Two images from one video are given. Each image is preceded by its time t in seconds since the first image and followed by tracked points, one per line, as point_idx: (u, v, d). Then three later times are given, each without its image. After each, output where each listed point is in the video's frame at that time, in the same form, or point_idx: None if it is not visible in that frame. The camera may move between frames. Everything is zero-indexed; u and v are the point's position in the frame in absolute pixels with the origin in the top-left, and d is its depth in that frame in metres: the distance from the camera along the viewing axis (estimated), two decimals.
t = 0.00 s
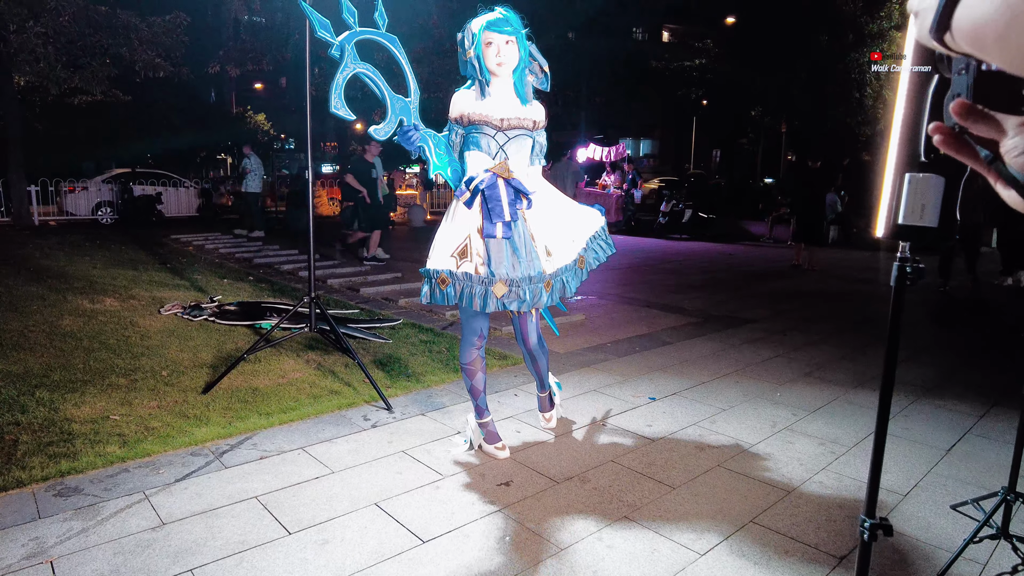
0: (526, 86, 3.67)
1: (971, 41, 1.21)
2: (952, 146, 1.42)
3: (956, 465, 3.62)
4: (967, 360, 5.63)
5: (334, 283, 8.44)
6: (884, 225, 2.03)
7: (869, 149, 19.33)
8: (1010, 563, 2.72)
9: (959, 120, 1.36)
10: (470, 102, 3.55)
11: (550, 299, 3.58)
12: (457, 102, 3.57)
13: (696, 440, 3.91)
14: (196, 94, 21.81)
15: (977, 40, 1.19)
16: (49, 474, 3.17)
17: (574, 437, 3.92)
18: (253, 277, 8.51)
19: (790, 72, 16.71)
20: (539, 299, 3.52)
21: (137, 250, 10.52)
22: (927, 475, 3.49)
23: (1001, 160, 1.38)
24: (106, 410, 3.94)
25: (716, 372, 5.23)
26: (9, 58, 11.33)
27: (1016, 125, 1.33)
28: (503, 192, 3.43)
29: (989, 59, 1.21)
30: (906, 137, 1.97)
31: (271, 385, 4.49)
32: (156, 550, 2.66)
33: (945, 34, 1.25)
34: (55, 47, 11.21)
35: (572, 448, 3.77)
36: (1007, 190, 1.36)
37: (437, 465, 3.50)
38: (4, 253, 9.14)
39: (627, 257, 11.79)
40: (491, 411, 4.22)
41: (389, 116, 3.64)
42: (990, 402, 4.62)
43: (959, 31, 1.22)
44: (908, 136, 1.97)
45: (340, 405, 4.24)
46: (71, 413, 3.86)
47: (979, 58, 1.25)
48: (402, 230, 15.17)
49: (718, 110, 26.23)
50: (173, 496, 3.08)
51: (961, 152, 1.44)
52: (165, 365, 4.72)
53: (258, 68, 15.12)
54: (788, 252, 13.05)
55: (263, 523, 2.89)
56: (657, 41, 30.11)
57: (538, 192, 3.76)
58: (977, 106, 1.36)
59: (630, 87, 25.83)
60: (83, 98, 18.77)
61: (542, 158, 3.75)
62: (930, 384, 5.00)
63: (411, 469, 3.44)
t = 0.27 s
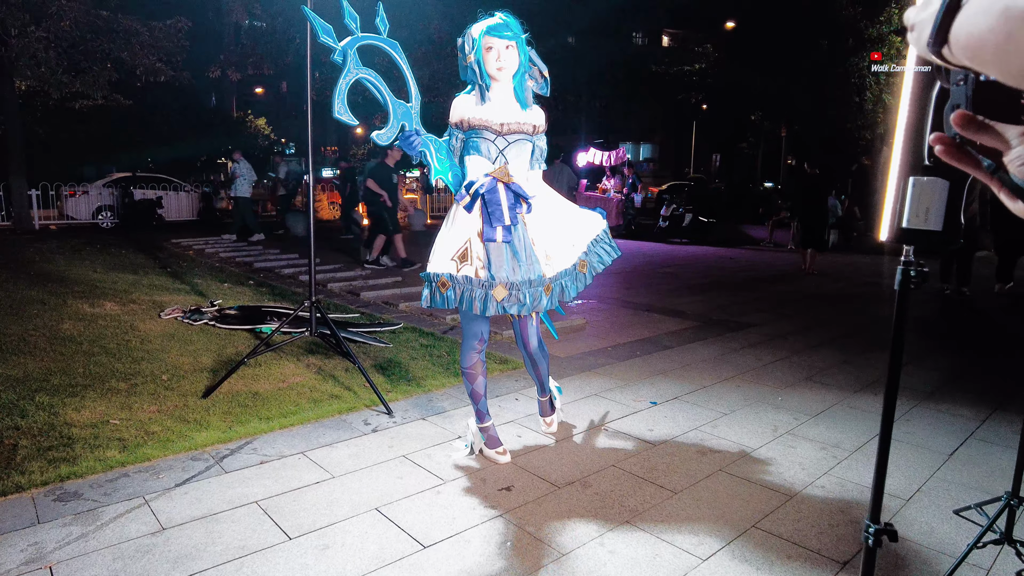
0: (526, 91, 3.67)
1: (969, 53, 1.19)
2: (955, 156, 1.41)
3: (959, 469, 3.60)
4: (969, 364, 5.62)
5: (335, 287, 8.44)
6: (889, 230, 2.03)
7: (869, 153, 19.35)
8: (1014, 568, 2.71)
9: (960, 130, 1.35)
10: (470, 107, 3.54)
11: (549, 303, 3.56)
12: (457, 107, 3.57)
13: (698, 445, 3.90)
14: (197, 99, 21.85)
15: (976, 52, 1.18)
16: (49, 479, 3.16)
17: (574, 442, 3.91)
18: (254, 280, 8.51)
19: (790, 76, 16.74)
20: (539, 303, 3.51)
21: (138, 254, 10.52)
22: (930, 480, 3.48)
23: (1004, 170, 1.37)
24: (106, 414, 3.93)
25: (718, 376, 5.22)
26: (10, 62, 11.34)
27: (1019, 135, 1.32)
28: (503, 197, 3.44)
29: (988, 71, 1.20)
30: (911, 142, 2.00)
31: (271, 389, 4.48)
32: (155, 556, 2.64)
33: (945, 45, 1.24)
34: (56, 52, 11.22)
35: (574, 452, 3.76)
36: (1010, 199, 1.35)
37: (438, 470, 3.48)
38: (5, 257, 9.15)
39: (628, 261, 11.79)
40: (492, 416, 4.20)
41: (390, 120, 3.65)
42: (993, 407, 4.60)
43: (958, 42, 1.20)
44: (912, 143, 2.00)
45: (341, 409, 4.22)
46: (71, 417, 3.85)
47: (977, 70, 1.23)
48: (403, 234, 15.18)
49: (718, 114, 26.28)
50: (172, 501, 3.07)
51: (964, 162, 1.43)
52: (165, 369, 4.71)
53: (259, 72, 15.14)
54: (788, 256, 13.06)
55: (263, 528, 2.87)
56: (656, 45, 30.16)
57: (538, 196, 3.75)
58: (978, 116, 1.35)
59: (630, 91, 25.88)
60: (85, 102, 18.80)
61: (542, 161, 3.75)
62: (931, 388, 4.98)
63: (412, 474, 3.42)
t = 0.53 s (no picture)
0: (527, 96, 3.68)
1: (980, 61, 1.18)
2: (966, 162, 1.40)
3: (962, 474, 3.59)
4: (970, 367, 5.60)
5: (335, 290, 8.43)
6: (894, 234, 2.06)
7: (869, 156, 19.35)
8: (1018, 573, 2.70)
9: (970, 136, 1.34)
10: (471, 111, 3.55)
11: (551, 306, 3.56)
12: (458, 110, 3.57)
13: (699, 449, 3.88)
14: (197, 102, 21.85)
15: (987, 60, 1.17)
16: (49, 483, 3.15)
17: (575, 445, 3.90)
18: (253, 284, 8.49)
19: (790, 78, 16.77)
20: (540, 305, 3.50)
21: (138, 257, 10.50)
22: (932, 484, 3.48)
23: (1017, 175, 1.35)
24: (106, 418, 3.93)
25: (719, 380, 5.21)
26: (11, 65, 11.33)
27: None
28: (504, 199, 3.44)
29: (999, 77, 1.19)
30: (915, 149, 2.03)
31: (272, 393, 4.47)
32: (156, 560, 2.64)
33: (956, 53, 1.23)
34: (57, 55, 11.22)
35: (575, 456, 3.75)
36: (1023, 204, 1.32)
37: (439, 474, 3.48)
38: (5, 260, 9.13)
39: (628, 265, 11.78)
40: (493, 419, 4.19)
41: (391, 124, 3.65)
42: (994, 410, 4.59)
43: (968, 51, 1.20)
44: (917, 149, 2.03)
45: (341, 413, 4.22)
46: (71, 421, 3.84)
47: (990, 78, 1.23)
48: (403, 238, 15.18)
49: (718, 117, 26.29)
50: (173, 505, 3.06)
51: (975, 166, 1.40)
52: (165, 373, 4.70)
53: (259, 75, 15.15)
54: (787, 259, 13.05)
55: (264, 532, 2.87)
56: (657, 48, 30.20)
57: (538, 200, 3.75)
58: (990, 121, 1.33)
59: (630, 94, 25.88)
60: (85, 105, 18.80)
61: (542, 165, 3.74)
62: (933, 392, 4.97)
63: (413, 478, 3.42)
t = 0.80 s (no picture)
0: (528, 99, 3.69)
1: (986, 65, 1.19)
2: (971, 167, 1.39)
3: (963, 478, 3.59)
4: (971, 371, 5.60)
5: (336, 294, 8.43)
6: (895, 238, 2.06)
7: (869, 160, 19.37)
8: None
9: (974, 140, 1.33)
10: (472, 114, 3.56)
11: (554, 309, 3.55)
12: (459, 113, 3.58)
13: (701, 453, 3.88)
14: (198, 106, 21.88)
15: (993, 65, 1.17)
16: (49, 487, 3.15)
17: (575, 449, 3.91)
18: (254, 287, 8.49)
19: (790, 82, 16.80)
20: (544, 308, 3.50)
21: (138, 261, 10.49)
22: (933, 487, 3.47)
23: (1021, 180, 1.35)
24: (106, 422, 3.92)
25: (720, 384, 5.21)
26: (13, 69, 11.34)
27: None
28: (507, 203, 3.44)
29: (1004, 82, 1.19)
30: (915, 153, 2.05)
31: (272, 397, 4.47)
32: (156, 564, 2.63)
33: (961, 57, 1.24)
34: (58, 59, 11.22)
35: (576, 460, 3.75)
36: None
37: (439, 478, 3.47)
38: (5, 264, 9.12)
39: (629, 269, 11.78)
40: (494, 423, 4.20)
41: (395, 127, 3.62)
42: (996, 414, 4.59)
43: (974, 55, 1.20)
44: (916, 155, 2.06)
45: (341, 417, 4.21)
46: (71, 425, 3.84)
47: (995, 81, 1.23)
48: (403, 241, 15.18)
49: (718, 121, 26.33)
50: (173, 509, 3.06)
51: (979, 172, 1.40)
52: (166, 377, 4.70)
53: (260, 79, 15.16)
54: (788, 263, 13.07)
55: (265, 537, 2.86)
56: (657, 52, 30.23)
57: (539, 203, 3.75)
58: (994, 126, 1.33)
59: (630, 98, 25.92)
60: (86, 109, 18.82)
61: (542, 168, 3.76)
62: (934, 396, 4.96)
63: (413, 482, 3.41)
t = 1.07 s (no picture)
0: (525, 111, 3.72)
1: (980, 77, 1.19)
2: (967, 178, 1.40)
3: (966, 491, 3.57)
4: (973, 383, 5.58)
5: (336, 306, 8.42)
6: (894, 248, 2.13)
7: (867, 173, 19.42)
8: None
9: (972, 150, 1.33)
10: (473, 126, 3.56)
11: (558, 318, 3.57)
12: (459, 126, 3.59)
13: (701, 466, 3.86)
14: (199, 119, 21.97)
15: (987, 77, 1.18)
16: (47, 500, 3.13)
17: (576, 462, 3.89)
18: (254, 300, 8.48)
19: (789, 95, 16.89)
20: (548, 318, 3.50)
21: (138, 273, 10.48)
22: (936, 501, 3.45)
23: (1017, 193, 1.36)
24: (105, 434, 3.91)
25: (721, 396, 5.19)
26: (16, 82, 11.39)
27: None
28: (509, 215, 3.45)
29: (1000, 95, 1.19)
30: (912, 165, 2.11)
31: (272, 409, 4.45)
32: None
33: (954, 71, 1.25)
34: (61, 72, 11.26)
35: (576, 474, 3.73)
36: None
37: (440, 491, 3.46)
38: (5, 276, 9.11)
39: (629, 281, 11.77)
40: (494, 436, 4.18)
41: (400, 141, 3.62)
42: (998, 426, 4.57)
43: (969, 67, 1.21)
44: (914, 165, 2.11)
45: (341, 430, 4.20)
46: (70, 437, 3.82)
47: (990, 96, 1.23)
48: (403, 253, 15.19)
49: (717, 134, 26.44)
50: (172, 522, 3.04)
51: (975, 183, 1.41)
52: (166, 389, 4.68)
53: (261, 92, 15.22)
54: (788, 275, 13.08)
55: (264, 550, 2.84)
56: (656, 65, 30.40)
57: (540, 213, 3.76)
58: (989, 139, 1.34)
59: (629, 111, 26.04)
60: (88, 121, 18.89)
61: (540, 178, 3.78)
62: (935, 408, 4.94)
63: (412, 495, 3.40)
